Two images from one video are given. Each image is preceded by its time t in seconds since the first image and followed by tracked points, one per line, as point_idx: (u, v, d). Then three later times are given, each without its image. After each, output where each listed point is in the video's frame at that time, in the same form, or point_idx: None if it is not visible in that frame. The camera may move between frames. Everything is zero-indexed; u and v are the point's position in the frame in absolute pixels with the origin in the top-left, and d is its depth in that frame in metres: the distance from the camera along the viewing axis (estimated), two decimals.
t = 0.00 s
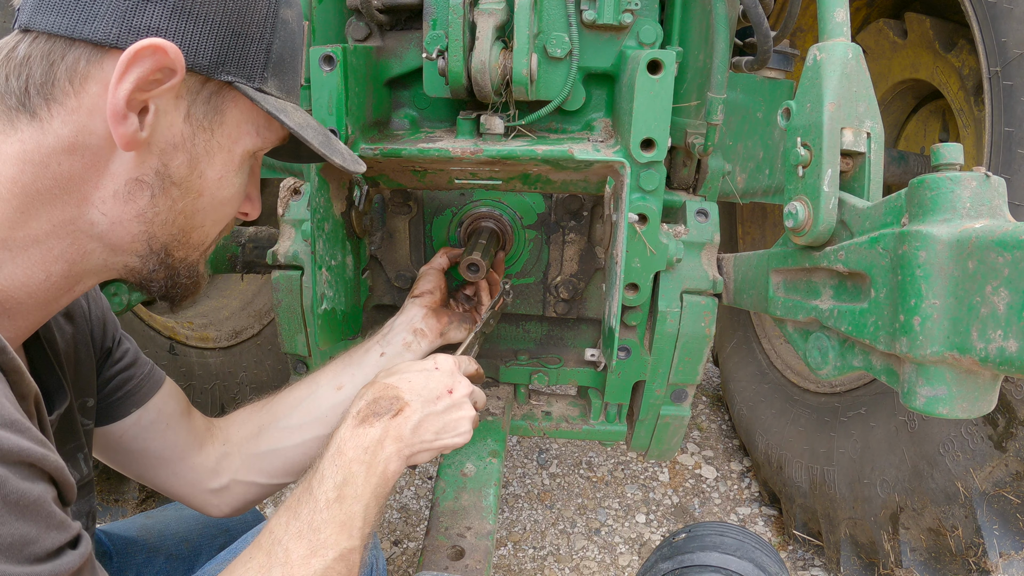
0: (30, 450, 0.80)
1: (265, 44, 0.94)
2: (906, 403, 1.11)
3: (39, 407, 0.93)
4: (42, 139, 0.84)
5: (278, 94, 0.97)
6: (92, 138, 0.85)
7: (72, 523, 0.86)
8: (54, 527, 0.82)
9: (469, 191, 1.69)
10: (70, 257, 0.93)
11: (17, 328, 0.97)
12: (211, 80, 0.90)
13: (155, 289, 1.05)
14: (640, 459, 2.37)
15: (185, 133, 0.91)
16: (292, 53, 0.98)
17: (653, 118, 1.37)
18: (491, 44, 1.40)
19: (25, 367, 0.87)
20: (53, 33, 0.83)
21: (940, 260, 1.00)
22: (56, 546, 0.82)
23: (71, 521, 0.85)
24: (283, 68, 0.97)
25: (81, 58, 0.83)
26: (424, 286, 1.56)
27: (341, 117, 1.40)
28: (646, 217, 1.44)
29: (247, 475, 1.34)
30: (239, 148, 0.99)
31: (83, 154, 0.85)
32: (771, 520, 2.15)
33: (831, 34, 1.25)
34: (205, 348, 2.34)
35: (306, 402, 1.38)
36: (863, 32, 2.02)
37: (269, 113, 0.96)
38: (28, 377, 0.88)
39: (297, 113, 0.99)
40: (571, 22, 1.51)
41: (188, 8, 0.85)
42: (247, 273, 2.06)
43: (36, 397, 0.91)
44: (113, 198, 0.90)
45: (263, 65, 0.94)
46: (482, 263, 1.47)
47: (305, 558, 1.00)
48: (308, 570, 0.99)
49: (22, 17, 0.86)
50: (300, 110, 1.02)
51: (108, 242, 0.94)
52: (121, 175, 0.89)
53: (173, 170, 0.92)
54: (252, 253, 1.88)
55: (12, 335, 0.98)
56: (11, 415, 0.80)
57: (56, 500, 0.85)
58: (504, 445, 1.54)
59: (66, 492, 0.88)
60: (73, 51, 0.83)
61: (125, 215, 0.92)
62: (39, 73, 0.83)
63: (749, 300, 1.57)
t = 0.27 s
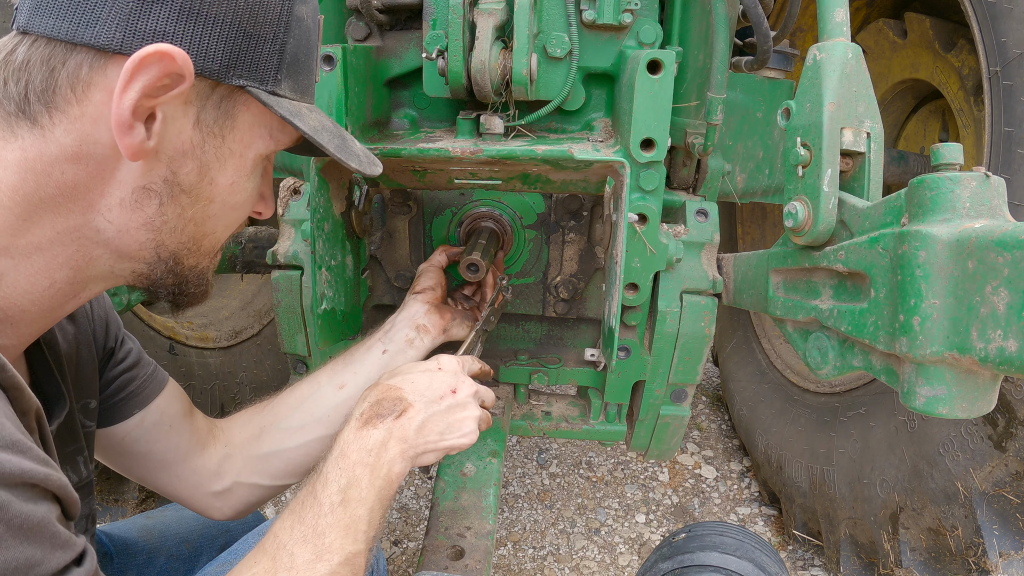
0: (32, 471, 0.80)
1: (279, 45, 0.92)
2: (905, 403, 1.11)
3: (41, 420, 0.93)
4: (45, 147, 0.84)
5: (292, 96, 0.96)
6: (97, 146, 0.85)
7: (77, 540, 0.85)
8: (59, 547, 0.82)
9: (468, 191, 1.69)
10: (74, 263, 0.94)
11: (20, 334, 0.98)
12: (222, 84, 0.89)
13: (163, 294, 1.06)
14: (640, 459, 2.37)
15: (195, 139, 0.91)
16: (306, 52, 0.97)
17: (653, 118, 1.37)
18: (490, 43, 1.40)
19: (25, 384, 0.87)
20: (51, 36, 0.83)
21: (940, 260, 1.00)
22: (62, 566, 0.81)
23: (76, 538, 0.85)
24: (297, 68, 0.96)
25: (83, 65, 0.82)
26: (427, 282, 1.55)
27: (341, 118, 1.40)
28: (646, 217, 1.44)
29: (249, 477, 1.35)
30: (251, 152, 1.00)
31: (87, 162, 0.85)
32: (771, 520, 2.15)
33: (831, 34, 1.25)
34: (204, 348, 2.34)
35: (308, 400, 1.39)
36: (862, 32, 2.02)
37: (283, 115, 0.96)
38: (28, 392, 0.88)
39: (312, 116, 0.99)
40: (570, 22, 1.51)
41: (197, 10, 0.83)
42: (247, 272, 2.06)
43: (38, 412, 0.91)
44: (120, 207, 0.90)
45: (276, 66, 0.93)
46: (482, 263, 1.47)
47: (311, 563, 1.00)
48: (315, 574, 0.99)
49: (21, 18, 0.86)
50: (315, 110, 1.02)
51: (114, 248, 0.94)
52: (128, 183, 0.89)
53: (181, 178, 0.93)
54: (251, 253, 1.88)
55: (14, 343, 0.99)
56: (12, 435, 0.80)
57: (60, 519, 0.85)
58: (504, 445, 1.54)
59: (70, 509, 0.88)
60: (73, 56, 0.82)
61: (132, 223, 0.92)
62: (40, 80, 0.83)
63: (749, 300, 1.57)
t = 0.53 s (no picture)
0: (36, 473, 0.80)
1: (287, 32, 0.92)
2: (905, 403, 1.11)
3: (45, 422, 0.93)
4: (45, 142, 0.84)
5: (301, 84, 0.96)
6: (98, 140, 0.85)
7: (81, 539, 0.86)
8: (64, 547, 0.82)
9: (468, 191, 1.69)
10: (80, 258, 0.94)
11: (27, 329, 0.99)
12: (229, 74, 0.89)
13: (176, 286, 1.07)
14: (640, 459, 2.37)
15: (201, 132, 0.91)
16: (315, 39, 0.96)
17: (653, 118, 1.37)
18: (490, 43, 1.40)
19: (26, 385, 0.87)
20: (51, 26, 0.83)
21: (939, 260, 1.00)
22: (68, 565, 0.82)
23: (79, 538, 0.85)
24: (306, 57, 0.96)
25: (83, 56, 0.82)
26: (427, 280, 1.55)
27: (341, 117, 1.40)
28: (646, 217, 1.44)
29: (246, 471, 1.35)
30: (259, 144, 1.00)
31: (90, 156, 0.85)
32: (770, 520, 2.15)
33: (831, 34, 1.25)
34: (204, 347, 2.34)
35: (309, 396, 1.39)
36: (862, 32, 2.02)
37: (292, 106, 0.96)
38: (31, 394, 0.88)
39: (321, 105, 1.00)
40: (570, 22, 1.51)
41: None
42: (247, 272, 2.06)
43: (41, 414, 0.91)
44: (125, 201, 0.90)
45: (284, 56, 0.93)
46: (482, 262, 1.47)
47: (325, 555, 1.00)
48: (326, 569, 0.99)
49: (18, 7, 0.86)
50: (324, 99, 1.02)
51: (122, 241, 0.95)
52: (133, 177, 0.89)
53: (187, 172, 0.93)
54: (251, 253, 1.88)
55: (20, 337, 1.00)
56: (16, 438, 0.80)
57: (63, 519, 0.85)
58: (504, 445, 1.54)
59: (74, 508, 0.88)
60: (73, 47, 0.82)
61: (138, 218, 0.92)
62: (39, 73, 0.82)
63: (749, 300, 1.57)
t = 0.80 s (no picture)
0: (30, 484, 0.79)
1: (293, 33, 0.92)
2: (905, 403, 1.11)
3: (36, 429, 0.93)
4: (45, 145, 0.84)
5: (305, 85, 0.96)
6: (97, 143, 0.85)
7: (76, 547, 0.85)
8: (59, 555, 0.81)
9: (468, 191, 1.69)
10: (76, 262, 0.94)
11: (19, 335, 0.99)
12: (233, 76, 0.89)
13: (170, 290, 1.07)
14: (640, 459, 2.37)
15: (204, 135, 0.91)
16: (321, 40, 0.96)
17: (653, 118, 1.37)
18: (490, 43, 1.40)
19: (20, 392, 0.87)
20: (51, 26, 0.82)
21: (939, 260, 1.00)
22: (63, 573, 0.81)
23: (74, 546, 0.84)
24: (311, 58, 0.96)
25: (84, 57, 0.82)
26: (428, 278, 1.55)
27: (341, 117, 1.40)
28: (646, 217, 1.44)
29: (253, 476, 1.35)
30: (262, 146, 1.00)
31: (90, 160, 0.85)
32: (770, 520, 2.15)
33: (831, 34, 1.25)
34: (204, 348, 2.34)
35: (315, 398, 1.39)
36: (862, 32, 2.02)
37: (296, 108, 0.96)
38: (24, 400, 0.88)
39: (325, 108, 1.00)
40: (570, 22, 1.51)
41: None
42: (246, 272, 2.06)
43: (33, 419, 0.91)
44: (124, 205, 0.90)
45: (289, 57, 0.93)
46: (482, 263, 1.47)
47: (331, 556, 1.00)
48: (333, 567, 0.99)
49: (16, 6, 0.86)
50: (326, 100, 1.02)
51: (118, 245, 0.95)
52: (133, 181, 0.89)
53: (189, 174, 0.93)
54: (251, 253, 1.88)
55: (14, 344, 1.00)
56: (10, 445, 0.80)
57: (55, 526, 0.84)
58: (504, 445, 1.54)
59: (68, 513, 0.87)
60: (73, 49, 0.82)
61: (136, 221, 0.92)
62: (39, 74, 0.82)
63: (748, 300, 1.57)
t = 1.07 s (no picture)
0: (37, 410, 0.78)
1: (289, 34, 0.92)
2: (905, 403, 1.11)
3: (36, 377, 0.93)
4: (41, 142, 0.84)
5: (300, 84, 0.97)
6: (92, 141, 0.84)
7: (91, 475, 0.83)
8: (72, 479, 0.79)
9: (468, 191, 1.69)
10: (70, 258, 0.94)
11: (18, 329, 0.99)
12: (228, 75, 0.90)
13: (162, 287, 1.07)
14: (640, 459, 2.37)
15: (197, 134, 0.91)
16: (316, 38, 0.97)
17: (653, 118, 1.37)
18: (490, 43, 1.40)
19: (17, 341, 0.86)
20: (45, 21, 0.81)
21: (939, 260, 1.00)
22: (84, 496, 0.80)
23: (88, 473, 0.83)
24: (307, 57, 0.97)
25: (79, 54, 0.81)
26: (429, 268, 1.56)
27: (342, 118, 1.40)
28: (646, 217, 1.44)
29: (244, 470, 1.35)
30: (255, 144, 1.01)
31: (84, 158, 0.85)
32: (771, 520, 2.15)
33: (831, 34, 1.25)
34: (204, 348, 2.34)
35: (308, 393, 1.39)
36: (863, 32, 2.02)
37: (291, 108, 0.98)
38: (21, 349, 0.87)
39: (320, 108, 1.02)
40: (570, 21, 1.51)
41: None
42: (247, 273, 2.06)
43: (32, 371, 0.91)
44: (117, 202, 0.90)
45: (285, 57, 0.94)
46: (482, 262, 1.47)
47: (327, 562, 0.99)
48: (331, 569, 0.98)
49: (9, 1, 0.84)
50: (320, 100, 1.04)
51: (111, 242, 0.95)
52: (127, 178, 0.89)
53: (182, 173, 0.93)
54: (251, 252, 1.88)
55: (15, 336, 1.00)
56: (8, 381, 0.78)
57: (67, 457, 0.83)
58: (504, 445, 1.54)
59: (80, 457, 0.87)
60: (69, 45, 0.81)
61: (130, 218, 0.92)
62: (32, 71, 0.81)
63: (748, 300, 1.57)
